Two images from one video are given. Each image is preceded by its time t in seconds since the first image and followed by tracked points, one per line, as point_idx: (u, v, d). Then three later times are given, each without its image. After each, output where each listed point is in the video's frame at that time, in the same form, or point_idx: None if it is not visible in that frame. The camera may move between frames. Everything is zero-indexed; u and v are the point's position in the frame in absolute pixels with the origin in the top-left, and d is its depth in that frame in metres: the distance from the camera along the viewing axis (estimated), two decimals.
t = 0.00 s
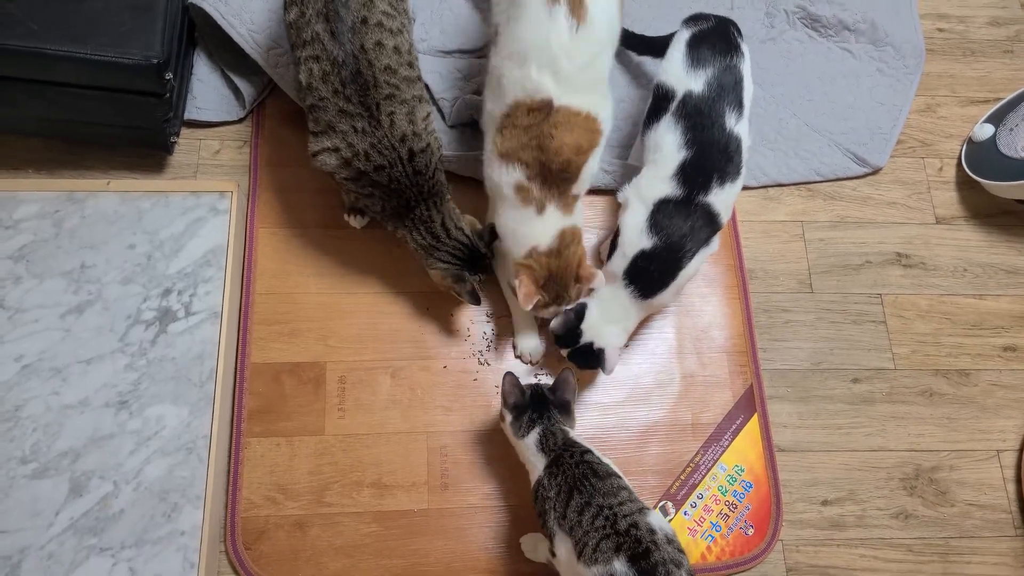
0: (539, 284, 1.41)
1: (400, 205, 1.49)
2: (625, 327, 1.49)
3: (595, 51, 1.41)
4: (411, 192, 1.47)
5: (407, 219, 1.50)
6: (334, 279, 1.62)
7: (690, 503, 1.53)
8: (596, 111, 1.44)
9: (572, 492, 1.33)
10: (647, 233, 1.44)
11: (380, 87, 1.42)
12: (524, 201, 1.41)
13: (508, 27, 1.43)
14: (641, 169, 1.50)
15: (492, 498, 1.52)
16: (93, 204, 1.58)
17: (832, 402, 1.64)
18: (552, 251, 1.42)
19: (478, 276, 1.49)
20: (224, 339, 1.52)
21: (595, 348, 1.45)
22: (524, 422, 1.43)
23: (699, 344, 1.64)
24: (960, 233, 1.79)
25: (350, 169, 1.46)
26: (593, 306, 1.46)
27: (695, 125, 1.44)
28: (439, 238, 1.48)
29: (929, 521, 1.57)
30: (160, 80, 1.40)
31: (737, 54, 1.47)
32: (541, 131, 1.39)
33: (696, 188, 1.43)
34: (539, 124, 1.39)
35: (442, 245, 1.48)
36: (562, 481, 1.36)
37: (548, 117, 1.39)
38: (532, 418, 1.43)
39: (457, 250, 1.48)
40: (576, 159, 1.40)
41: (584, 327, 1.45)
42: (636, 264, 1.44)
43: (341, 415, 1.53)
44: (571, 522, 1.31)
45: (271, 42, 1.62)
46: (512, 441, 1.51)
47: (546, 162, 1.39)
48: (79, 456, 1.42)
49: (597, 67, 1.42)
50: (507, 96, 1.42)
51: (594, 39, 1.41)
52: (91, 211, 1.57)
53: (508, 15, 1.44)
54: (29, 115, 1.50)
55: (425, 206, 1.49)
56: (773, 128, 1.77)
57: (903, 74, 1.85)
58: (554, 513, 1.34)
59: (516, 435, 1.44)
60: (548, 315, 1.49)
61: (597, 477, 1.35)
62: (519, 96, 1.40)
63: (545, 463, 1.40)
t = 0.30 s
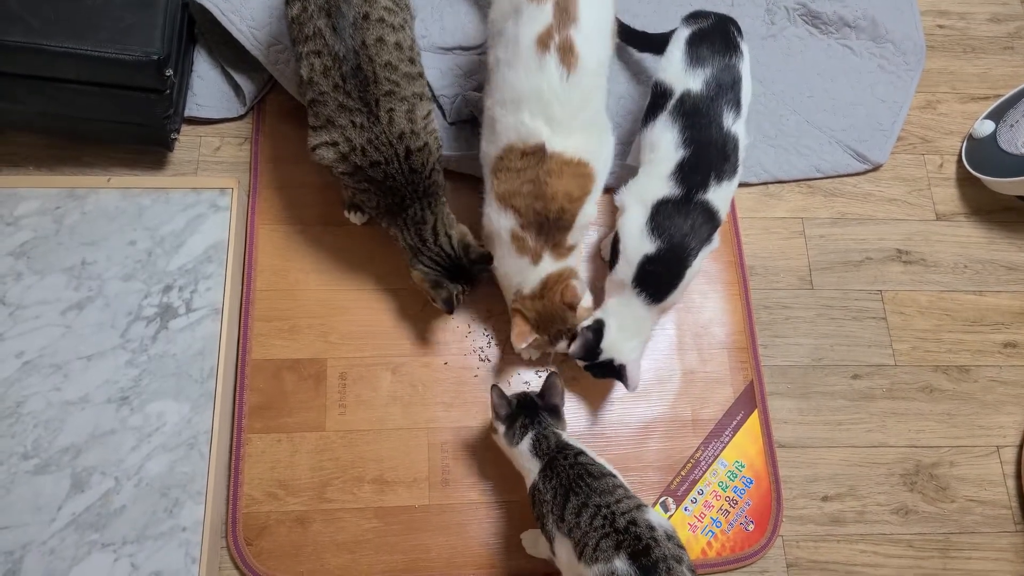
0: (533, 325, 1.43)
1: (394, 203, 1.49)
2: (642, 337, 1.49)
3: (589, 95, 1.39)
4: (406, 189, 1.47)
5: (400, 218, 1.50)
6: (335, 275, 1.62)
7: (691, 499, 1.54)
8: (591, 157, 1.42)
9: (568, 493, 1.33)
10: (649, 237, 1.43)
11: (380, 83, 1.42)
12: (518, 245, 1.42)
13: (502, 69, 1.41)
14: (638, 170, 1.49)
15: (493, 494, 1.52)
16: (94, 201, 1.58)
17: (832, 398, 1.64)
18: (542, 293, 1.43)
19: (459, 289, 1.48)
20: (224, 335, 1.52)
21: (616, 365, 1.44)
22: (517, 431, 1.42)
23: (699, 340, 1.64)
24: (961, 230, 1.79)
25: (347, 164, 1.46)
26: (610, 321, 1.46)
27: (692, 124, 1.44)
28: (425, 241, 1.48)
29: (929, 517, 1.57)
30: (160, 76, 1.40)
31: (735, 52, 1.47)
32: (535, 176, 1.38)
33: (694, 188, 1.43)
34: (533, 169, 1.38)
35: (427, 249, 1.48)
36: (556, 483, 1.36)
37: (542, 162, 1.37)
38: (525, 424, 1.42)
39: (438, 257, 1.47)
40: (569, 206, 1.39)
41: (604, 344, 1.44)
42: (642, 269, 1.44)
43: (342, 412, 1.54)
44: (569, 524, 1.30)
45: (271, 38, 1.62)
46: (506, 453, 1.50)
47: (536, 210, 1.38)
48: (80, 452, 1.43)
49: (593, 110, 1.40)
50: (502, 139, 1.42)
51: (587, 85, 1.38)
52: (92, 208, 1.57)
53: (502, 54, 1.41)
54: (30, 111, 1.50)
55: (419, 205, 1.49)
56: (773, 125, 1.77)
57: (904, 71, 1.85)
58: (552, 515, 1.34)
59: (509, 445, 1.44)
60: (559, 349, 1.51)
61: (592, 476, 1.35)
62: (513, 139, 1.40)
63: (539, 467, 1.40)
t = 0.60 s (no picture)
0: (541, 350, 1.45)
1: (393, 207, 1.49)
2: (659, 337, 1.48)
3: (585, 123, 1.38)
4: (405, 194, 1.47)
5: (398, 223, 1.50)
6: (334, 275, 1.62)
7: (691, 496, 1.54)
8: (585, 186, 1.40)
9: (565, 496, 1.33)
10: (649, 237, 1.43)
11: (380, 88, 1.42)
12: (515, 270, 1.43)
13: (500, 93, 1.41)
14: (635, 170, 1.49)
15: (493, 493, 1.52)
16: (93, 201, 1.58)
17: (832, 395, 1.64)
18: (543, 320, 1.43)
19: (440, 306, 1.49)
20: (224, 336, 1.52)
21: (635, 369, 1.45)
22: (512, 437, 1.42)
23: (698, 338, 1.65)
24: (959, 226, 1.79)
25: (348, 167, 1.46)
26: (626, 325, 1.45)
27: (687, 120, 1.44)
28: (417, 250, 1.48)
29: (930, 512, 1.57)
30: (159, 77, 1.40)
31: (732, 50, 1.47)
32: (524, 199, 1.38)
33: (690, 183, 1.43)
34: (522, 190, 1.38)
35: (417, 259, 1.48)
36: (553, 487, 1.36)
37: (532, 185, 1.37)
38: (520, 429, 1.42)
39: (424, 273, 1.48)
40: (558, 225, 1.38)
41: (622, 348, 1.43)
42: (646, 269, 1.43)
43: (342, 411, 1.54)
44: (568, 527, 1.30)
45: (270, 39, 1.62)
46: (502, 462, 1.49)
47: (526, 235, 1.38)
48: (80, 453, 1.43)
49: (588, 139, 1.39)
50: (495, 163, 1.42)
51: (583, 114, 1.37)
52: (91, 209, 1.57)
53: (500, 77, 1.42)
54: (29, 112, 1.50)
55: (417, 211, 1.49)
56: (772, 123, 1.77)
57: (902, 68, 1.86)
58: (550, 519, 1.34)
59: (506, 455, 1.43)
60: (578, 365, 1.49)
61: (588, 479, 1.35)
62: (505, 164, 1.40)
63: (534, 472, 1.40)
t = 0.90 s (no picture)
0: (572, 344, 1.46)
1: (396, 209, 1.49)
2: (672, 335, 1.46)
3: (592, 123, 1.38)
4: (409, 195, 1.47)
5: (403, 224, 1.50)
6: (334, 274, 1.62)
7: (691, 493, 1.54)
8: (592, 185, 1.40)
9: (567, 496, 1.33)
10: (647, 231, 1.43)
11: (379, 92, 1.42)
12: (528, 272, 1.41)
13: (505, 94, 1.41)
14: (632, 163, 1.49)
15: (494, 490, 1.52)
16: (92, 201, 1.58)
17: (832, 391, 1.64)
18: (564, 317, 1.43)
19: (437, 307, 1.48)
20: (224, 335, 1.52)
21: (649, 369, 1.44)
22: (512, 439, 1.42)
23: (698, 335, 1.65)
24: (959, 222, 1.79)
25: (348, 172, 1.46)
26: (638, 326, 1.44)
27: (682, 111, 1.44)
28: (426, 250, 1.48)
29: (930, 508, 1.57)
30: (157, 76, 1.40)
31: (729, 42, 1.47)
32: (532, 203, 1.37)
33: (686, 174, 1.43)
34: (529, 195, 1.37)
35: (424, 259, 1.48)
36: (554, 486, 1.36)
37: (540, 187, 1.37)
38: (519, 431, 1.42)
39: (431, 272, 1.47)
40: (569, 227, 1.37)
41: (637, 349, 1.43)
42: (647, 264, 1.42)
43: (343, 410, 1.54)
44: (569, 527, 1.30)
45: (268, 37, 1.62)
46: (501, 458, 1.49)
47: (540, 238, 1.38)
48: (80, 453, 1.43)
49: (595, 139, 1.39)
50: (502, 164, 1.42)
51: (589, 113, 1.37)
52: (90, 208, 1.57)
53: (505, 78, 1.41)
54: (27, 112, 1.50)
55: (422, 211, 1.50)
56: (771, 119, 1.77)
57: (901, 63, 1.85)
58: (551, 518, 1.34)
59: (506, 454, 1.44)
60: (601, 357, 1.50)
61: (589, 478, 1.35)
62: (511, 165, 1.39)
63: (535, 471, 1.40)
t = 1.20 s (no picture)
0: (580, 354, 1.43)
1: (394, 204, 1.49)
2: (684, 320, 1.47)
3: (598, 135, 1.37)
4: (409, 190, 1.47)
5: (399, 219, 1.49)
6: (335, 275, 1.63)
7: (692, 494, 1.54)
8: (602, 194, 1.39)
9: (573, 492, 1.33)
10: (647, 230, 1.43)
11: (384, 88, 1.42)
12: (541, 280, 1.41)
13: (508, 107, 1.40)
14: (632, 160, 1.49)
15: (495, 491, 1.52)
16: (93, 202, 1.58)
17: (833, 391, 1.64)
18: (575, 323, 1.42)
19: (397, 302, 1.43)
20: (226, 336, 1.52)
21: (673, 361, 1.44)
22: (518, 442, 1.41)
23: (700, 335, 1.64)
24: (960, 222, 1.79)
25: (352, 167, 1.46)
26: (650, 328, 1.44)
27: (682, 109, 1.44)
28: (411, 250, 1.47)
29: (932, 508, 1.57)
30: (158, 77, 1.41)
31: (731, 39, 1.47)
32: (545, 216, 1.36)
33: (685, 172, 1.43)
34: (541, 207, 1.36)
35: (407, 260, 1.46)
36: (561, 482, 1.36)
37: (550, 199, 1.36)
38: (525, 433, 1.41)
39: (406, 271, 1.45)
40: (583, 238, 1.36)
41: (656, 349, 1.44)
42: (648, 262, 1.43)
43: (344, 410, 1.54)
44: (575, 523, 1.30)
45: (268, 38, 1.62)
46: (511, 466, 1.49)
47: (553, 248, 1.37)
48: (83, 453, 1.43)
49: (602, 150, 1.38)
50: (509, 177, 1.40)
51: (595, 125, 1.36)
52: (92, 210, 1.57)
53: (508, 91, 1.41)
54: (29, 114, 1.50)
55: (418, 209, 1.50)
56: (772, 119, 1.77)
57: (901, 63, 1.85)
58: (556, 515, 1.34)
59: (516, 458, 1.42)
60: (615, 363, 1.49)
61: (596, 475, 1.35)
62: (519, 177, 1.38)
63: (541, 467, 1.39)
